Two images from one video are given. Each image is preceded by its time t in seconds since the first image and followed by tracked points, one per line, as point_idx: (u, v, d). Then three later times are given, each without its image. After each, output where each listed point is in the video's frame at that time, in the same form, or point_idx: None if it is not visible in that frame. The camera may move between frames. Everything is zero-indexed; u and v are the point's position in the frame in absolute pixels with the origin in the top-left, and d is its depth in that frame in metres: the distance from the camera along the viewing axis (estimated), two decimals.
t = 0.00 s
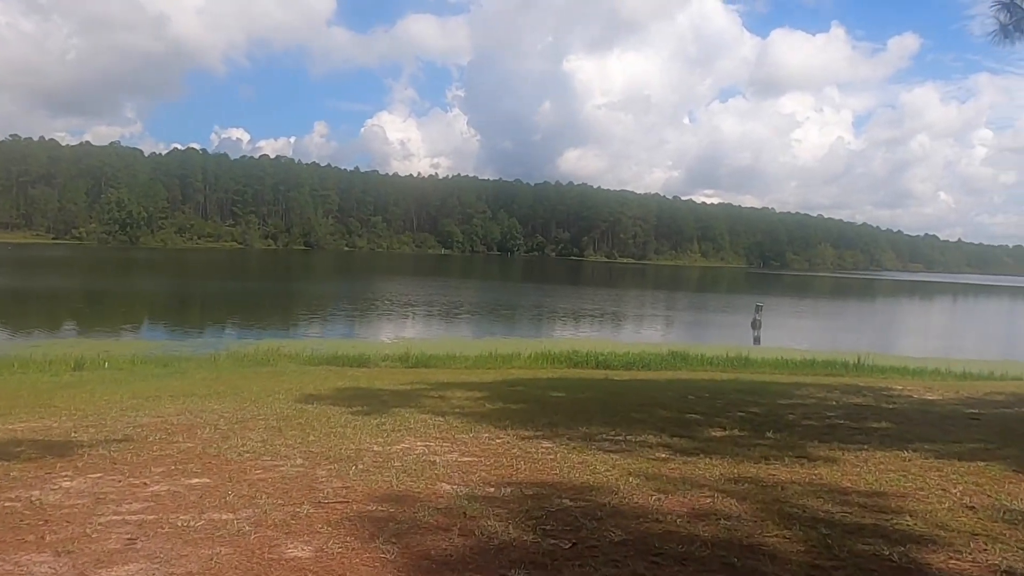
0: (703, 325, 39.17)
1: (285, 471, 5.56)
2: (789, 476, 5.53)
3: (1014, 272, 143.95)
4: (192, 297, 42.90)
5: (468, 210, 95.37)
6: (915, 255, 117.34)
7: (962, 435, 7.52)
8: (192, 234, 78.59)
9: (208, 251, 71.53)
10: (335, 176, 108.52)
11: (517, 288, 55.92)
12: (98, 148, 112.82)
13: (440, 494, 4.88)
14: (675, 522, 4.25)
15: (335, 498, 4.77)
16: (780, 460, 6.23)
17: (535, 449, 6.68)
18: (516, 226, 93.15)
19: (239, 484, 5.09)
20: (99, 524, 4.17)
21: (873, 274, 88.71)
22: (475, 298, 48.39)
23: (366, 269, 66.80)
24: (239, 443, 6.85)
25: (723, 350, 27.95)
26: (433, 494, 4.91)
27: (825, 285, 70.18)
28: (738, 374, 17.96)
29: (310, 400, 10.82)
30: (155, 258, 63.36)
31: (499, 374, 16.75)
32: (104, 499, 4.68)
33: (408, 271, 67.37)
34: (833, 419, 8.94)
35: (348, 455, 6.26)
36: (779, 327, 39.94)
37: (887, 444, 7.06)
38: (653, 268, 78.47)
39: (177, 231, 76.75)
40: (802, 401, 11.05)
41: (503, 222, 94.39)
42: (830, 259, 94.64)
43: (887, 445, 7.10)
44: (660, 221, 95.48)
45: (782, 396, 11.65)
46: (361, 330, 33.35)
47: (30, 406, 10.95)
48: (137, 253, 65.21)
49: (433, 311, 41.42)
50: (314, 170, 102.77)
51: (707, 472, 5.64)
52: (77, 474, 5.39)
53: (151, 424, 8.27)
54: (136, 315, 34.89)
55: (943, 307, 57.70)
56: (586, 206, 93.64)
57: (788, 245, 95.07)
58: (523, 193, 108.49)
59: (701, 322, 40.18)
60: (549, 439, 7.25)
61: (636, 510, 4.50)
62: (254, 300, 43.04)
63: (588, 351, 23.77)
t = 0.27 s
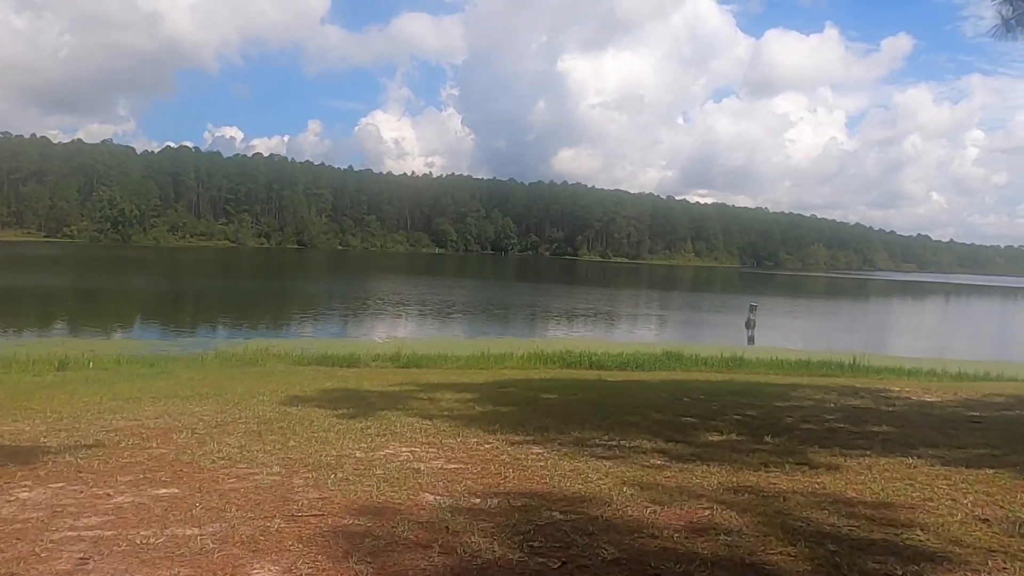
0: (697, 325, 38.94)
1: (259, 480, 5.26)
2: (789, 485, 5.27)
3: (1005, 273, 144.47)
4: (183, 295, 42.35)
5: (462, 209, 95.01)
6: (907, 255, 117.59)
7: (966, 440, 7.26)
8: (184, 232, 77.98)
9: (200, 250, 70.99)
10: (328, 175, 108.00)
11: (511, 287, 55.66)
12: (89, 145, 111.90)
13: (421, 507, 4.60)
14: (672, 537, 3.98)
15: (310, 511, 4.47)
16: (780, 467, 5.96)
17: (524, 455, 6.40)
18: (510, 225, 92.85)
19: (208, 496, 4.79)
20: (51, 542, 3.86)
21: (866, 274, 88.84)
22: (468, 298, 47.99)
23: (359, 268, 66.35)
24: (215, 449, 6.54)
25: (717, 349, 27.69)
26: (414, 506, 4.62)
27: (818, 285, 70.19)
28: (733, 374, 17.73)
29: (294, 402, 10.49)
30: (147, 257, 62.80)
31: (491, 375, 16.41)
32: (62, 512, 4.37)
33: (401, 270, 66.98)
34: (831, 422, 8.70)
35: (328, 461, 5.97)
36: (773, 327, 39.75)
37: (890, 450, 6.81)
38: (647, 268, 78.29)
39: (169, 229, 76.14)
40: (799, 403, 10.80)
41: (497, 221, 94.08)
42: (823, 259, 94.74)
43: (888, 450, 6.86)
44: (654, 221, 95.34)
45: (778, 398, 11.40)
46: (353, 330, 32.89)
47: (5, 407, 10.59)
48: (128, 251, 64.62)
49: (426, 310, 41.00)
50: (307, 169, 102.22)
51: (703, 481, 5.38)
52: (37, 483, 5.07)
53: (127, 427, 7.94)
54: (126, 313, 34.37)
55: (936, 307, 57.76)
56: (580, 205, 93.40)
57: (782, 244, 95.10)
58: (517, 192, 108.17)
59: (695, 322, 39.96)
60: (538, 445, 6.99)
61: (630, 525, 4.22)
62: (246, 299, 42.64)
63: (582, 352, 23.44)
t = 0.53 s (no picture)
0: (688, 328, 38.81)
1: (225, 495, 4.95)
2: (788, 499, 5.02)
3: (993, 278, 145.30)
4: (172, 298, 41.98)
5: (454, 212, 94.80)
6: (897, 259, 118.05)
7: (965, 450, 7.04)
8: (173, 235, 77.38)
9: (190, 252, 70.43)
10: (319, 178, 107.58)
11: (503, 290, 55.49)
12: (78, 147, 111.04)
13: (394, 525, 4.31)
14: (662, 560, 3.71)
15: (276, 531, 4.18)
16: (776, 479, 5.73)
17: (508, 467, 6.12)
18: (501, 228, 92.64)
19: (167, 514, 4.47)
20: None
21: (856, 277, 89.16)
22: (459, 300, 47.80)
23: (350, 271, 66.02)
24: (183, 460, 6.23)
25: (709, 353, 27.46)
26: (387, 524, 4.34)
27: (808, 288, 70.36)
28: (725, 379, 17.52)
29: (274, 409, 10.19)
30: (136, 259, 62.28)
31: (479, 380, 16.17)
32: (8, 533, 4.07)
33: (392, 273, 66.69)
34: (827, 430, 8.46)
35: (302, 475, 5.66)
36: (764, 330, 39.66)
37: (888, 460, 6.57)
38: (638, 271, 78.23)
39: (158, 231, 75.55)
40: (794, 409, 10.57)
41: (489, 224, 93.88)
42: (814, 262, 95.00)
43: (886, 459, 6.63)
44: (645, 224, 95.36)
45: (771, 404, 11.16)
46: (343, 333, 32.63)
47: None
48: (116, 254, 64.04)
49: (416, 313, 40.79)
50: (298, 172, 101.76)
51: (697, 495, 5.12)
52: None
53: (95, 437, 7.62)
54: (116, 316, 34.03)
55: (925, 310, 58.00)
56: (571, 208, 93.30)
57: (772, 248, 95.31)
58: (509, 196, 107.98)
59: (685, 325, 39.94)
60: (524, 457, 6.72)
61: (615, 545, 3.97)
62: (235, 301, 42.28)
63: (572, 355, 23.31)
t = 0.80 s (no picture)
0: (676, 329, 38.69)
1: (186, 508, 4.68)
2: (778, 509, 4.81)
3: (977, 279, 146.52)
4: (157, 299, 41.38)
5: (442, 213, 94.46)
6: (883, 261, 118.75)
7: (958, 455, 6.86)
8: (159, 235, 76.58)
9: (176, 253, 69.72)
10: (307, 178, 106.93)
11: (492, 291, 55.22)
12: (63, 146, 109.82)
13: (362, 541, 4.06)
14: None
15: (236, 548, 3.93)
16: (765, 488, 5.53)
17: (488, 476, 5.86)
18: (490, 229, 92.41)
19: (121, 528, 4.19)
20: None
21: (843, 279, 89.54)
22: (448, 301, 47.43)
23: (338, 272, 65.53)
24: (147, 468, 5.94)
25: (697, 355, 27.32)
26: (354, 539, 4.09)
27: (796, 290, 70.63)
28: (713, 381, 17.33)
29: (251, 413, 9.88)
30: (122, 259, 61.55)
31: (467, 382, 15.91)
32: None
33: (380, 273, 66.28)
34: (816, 435, 8.27)
35: (271, 484, 5.39)
36: (751, 331, 39.64)
37: (880, 467, 6.38)
38: (627, 273, 78.17)
39: (143, 232, 74.78)
40: (784, 413, 10.39)
41: (477, 225, 93.60)
42: (801, 264, 95.34)
43: (878, 465, 6.45)
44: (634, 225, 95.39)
45: (759, 408, 10.98)
46: (332, 335, 32.18)
47: None
48: (101, 254, 63.24)
49: (405, 314, 40.43)
50: (286, 172, 101.08)
51: (683, 506, 4.90)
52: None
53: (59, 444, 7.29)
54: (100, 317, 33.51)
55: (911, 312, 58.29)
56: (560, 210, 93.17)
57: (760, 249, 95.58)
58: (497, 197, 107.73)
59: (674, 326, 39.82)
60: (504, 464, 6.49)
61: (597, 562, 3.75)
62: (221, 302, 41.79)
63: (561, 357, 23.04)
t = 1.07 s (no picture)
0: (664, 331, 38.66)
1: (144, 527, 4.41)
2: (774, 523, 4.57)
3: (961, 280, 147.62)
4: (142, 302, 40.92)
5: (430, 215, 94.18)
6: (869, 262, 119.36)
7: (955, 463, 6.65)
8: (144, 237, 75.85)
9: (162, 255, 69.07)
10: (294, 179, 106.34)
11: (480, 293, 54.97)
12: (47, 147, 108.72)
13: (332, 563, 3.79)
14: None
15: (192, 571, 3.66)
16: (759, 499, 5.30)
17: (468, 488, 5.61)
18: (478, 231, 92.12)
19: (69, 553, 3.91)
20: None
21: (830, 280, 90.01)
22: (437, 304, 47.22)
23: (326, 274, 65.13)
24: (108, 482, 5.65)
25: (685, 357, 27.13)
26: (324, 565, 3.81)
27: (783, 291, 70.86)
28: (702, 384, 17.17)
29: (229, 421, 9.57)
30: (107, 262, 60.90)
31: (453, 386, 15.63)
32: None
33: (368, 276, 65.85)
34: (808, 440, 8.06)
35: (239, 498, 5.11)
36: (739, 333, 39.56)
37: (877, 476, 6.15)
38: (615, 275, 78.10)
39: (128, 234, 74.03)
40: (774, 417, 10.20)
41: (466, 226, 93.36)
42: (788, 265, 95.75)
43: (874, 474, 6.23)
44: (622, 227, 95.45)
45: (749, 412, 10.77)
46: (319, 337, 31.95)
47: None
48: (86, 257, 62.53)
49: (394, 316, 40.32)
50: (272, 174, 100.46)
51: (673, 521, 4.65)
52: None
53: (21, 455, 6.97)
54: (84, 320, 33.03)
55: (896, 312, 58.68)
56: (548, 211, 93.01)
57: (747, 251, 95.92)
58: (486, 199, 107.49)
59: (662, 328, 39.92)
60: (487, 474, 6.22)
61: None
62: (207, 304, 41.33)
63: (548, 360, 22.85)
